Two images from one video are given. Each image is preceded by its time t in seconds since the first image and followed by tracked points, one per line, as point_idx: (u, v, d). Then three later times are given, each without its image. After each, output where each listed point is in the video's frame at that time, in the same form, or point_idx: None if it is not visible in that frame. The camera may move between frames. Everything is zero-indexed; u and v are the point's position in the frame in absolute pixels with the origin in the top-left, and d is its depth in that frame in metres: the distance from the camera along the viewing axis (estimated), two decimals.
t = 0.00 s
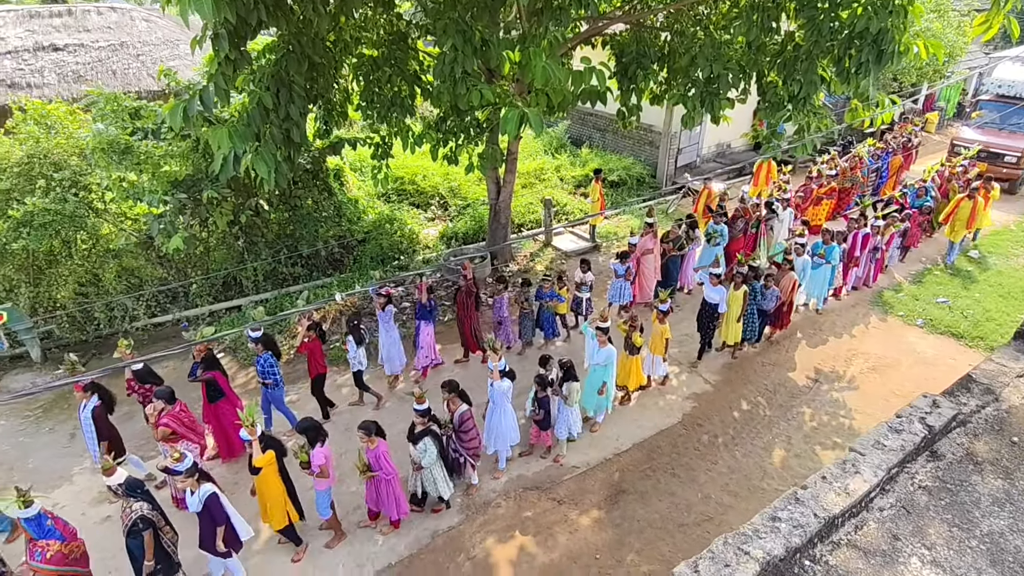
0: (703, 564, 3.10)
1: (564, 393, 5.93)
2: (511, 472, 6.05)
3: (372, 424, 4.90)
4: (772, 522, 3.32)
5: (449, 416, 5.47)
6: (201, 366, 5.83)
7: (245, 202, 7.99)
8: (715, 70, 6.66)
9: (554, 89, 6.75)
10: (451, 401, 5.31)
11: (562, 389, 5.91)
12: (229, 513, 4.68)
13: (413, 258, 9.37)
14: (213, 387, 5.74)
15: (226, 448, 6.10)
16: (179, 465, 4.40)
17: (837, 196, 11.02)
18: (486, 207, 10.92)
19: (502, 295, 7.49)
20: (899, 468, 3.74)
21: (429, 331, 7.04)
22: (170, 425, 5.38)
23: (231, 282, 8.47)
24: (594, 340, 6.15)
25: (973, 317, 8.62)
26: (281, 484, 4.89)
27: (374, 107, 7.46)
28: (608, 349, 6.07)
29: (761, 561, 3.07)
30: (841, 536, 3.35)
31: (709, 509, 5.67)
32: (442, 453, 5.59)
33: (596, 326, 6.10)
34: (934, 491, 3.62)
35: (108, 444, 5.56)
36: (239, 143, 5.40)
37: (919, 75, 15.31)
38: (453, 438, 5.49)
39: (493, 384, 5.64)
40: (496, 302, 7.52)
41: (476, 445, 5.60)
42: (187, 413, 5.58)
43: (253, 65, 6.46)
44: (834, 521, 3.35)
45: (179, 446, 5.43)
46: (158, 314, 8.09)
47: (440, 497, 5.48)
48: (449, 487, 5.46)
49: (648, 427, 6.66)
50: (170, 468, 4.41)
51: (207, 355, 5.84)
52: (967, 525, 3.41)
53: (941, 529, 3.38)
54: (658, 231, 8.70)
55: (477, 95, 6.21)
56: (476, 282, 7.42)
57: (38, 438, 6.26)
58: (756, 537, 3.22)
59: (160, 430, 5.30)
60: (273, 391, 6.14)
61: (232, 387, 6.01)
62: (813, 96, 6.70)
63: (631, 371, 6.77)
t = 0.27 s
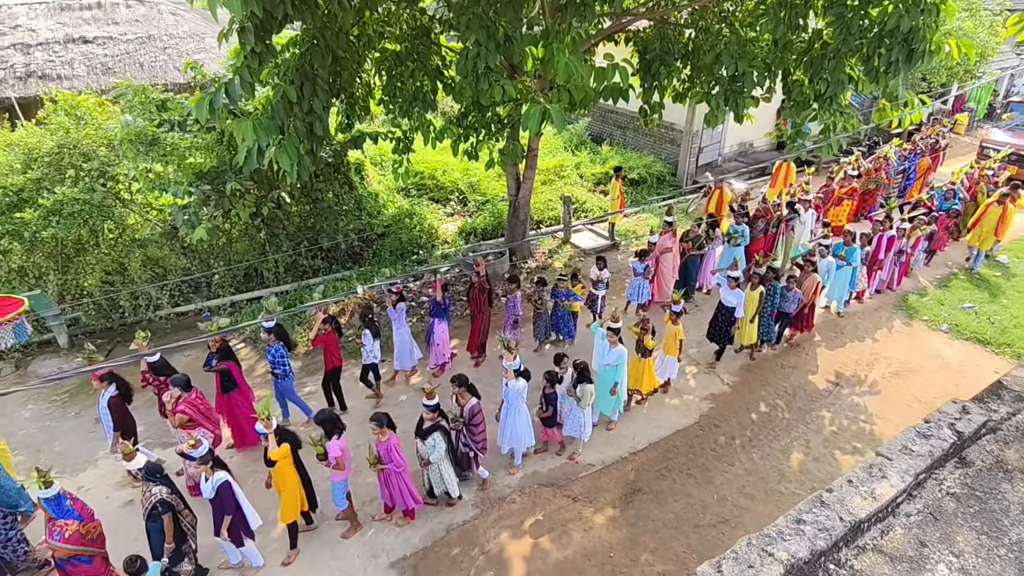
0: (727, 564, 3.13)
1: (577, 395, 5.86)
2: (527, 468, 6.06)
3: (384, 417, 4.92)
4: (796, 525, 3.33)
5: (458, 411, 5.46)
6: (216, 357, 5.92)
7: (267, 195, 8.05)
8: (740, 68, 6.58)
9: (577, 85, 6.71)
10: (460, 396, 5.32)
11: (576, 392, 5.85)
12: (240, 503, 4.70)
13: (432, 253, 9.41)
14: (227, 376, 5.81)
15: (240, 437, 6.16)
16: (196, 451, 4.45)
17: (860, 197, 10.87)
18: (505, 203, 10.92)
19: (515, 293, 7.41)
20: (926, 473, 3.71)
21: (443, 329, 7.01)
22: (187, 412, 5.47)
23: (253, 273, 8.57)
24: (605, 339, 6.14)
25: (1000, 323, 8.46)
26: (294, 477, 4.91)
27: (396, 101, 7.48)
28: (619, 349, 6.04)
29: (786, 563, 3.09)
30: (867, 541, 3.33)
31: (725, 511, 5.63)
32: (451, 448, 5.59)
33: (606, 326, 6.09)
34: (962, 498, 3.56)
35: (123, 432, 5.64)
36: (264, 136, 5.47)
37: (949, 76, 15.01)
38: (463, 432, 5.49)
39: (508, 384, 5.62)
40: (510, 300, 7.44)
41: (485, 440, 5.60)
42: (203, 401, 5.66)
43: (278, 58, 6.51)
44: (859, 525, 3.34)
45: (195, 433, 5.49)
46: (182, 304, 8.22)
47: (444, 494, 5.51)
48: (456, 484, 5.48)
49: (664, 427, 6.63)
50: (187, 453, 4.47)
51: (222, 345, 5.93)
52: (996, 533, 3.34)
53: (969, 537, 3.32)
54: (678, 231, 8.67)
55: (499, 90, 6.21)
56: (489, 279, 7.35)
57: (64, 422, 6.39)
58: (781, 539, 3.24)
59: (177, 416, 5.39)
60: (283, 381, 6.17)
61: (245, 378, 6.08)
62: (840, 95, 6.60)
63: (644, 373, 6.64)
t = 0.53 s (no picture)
0: (755, 564, 3.12)
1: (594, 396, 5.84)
2: (544, 464, 6.07)
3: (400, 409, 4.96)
4: (827, 528, 3.29)
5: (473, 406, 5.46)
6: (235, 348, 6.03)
7: (292, 187, 8.10)
8: (769, 68, 6.51)
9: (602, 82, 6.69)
10: (475, 391, 5.32)
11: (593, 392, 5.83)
12: (252, 492, 4.73)
13: (453, 248, 9.45)
14: (246, 366, 5.90)
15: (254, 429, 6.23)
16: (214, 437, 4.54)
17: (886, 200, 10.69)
18: (527, 199, 10.92)
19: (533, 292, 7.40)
20: (959, 480, 3.64)
21: (462, 325, 7.07)
22: (206, 400, 5.55)
23: (276, 265, 8.68)
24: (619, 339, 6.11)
25: None
26: (308, 475, 4.95)
27: (422, 96, 7.50)
28: (633, 347, 6.04)
29: (815, 566, 3.07)
30: (897, 547, 3.30)
31: (743, 514, 5.59)
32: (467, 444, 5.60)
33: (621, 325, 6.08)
34: (995, 507, 3.50)
35: (146, 419, 5.74)
36: (292, 129, 5.56)
37: (983, 78, 14.68)
38: (479, 426, 5.47)
39: (526, 383, 5.62)
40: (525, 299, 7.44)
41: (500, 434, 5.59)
42: (222, 390, 5.75)
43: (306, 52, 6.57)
44: (891, 531, 3.30)
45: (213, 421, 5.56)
46: (207, 293, 8.36)
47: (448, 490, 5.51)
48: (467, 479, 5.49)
49: (683, 427, 6.60)
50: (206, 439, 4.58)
51: (241, 336, 6.04)
52: None
53: (1002, 546, 3.27)
54: (701, 230, 8.62)
55: (525, 87, 6.21)
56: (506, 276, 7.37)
57: (93, 406, 6.53)
58: (811, 542, 3.21)
59: (197, 403, 5.46)
60: (298, 372, 6.21)
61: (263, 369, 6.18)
62: (870, 95, 6.50)
63: (656, 376, 6.59)
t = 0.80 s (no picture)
0: (787, 567, 3.26)
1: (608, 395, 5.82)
2: (562, 461, 6.07)
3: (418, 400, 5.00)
4: (859, 533, 3.44)
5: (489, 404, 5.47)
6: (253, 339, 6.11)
7: (318, 180, 8.12)
8: (800, 67, 6.41)
9: (629, 79, 6.64)
10: (492, 390, 5.33)
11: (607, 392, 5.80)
12: (270, 479, 4.81)
13: (476, 244, 9.47)
14: (265, 357, 5.97)
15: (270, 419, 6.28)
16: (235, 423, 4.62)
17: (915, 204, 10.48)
18: (549, 196, 10.89)
19: (548, 290, 7.35)
20: (991, 491, 3.89)
21: (479, 321, 7.12)
22: (228, 391, 5.58)
23: (300, 257, 8.77)
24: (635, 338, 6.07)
25: None
26: (323, 473, 4.96)
27: (448, 91, 7.51)
28: (650, 347, 5.98)
29: (849, 571, 3.22)
30: (929, 555, 3.52)
31: (762, 517, 5.54)
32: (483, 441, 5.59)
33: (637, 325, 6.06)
34: None
35: (166, 406, 5.86)
36: (320, 122, 5.62)
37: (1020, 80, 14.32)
38: (495, 426, 5.46)
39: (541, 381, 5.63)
40: (540, 297, 7.40)
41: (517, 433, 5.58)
42: (244, 381, 5.80)
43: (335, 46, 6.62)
44: (924, 539, 3.50)
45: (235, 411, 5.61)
46: (232, 283, 8.48)
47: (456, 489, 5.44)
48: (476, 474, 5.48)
49: (703, 428, 6.55)
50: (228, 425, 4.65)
51: (259, 327, 6.11)
52: None
53: None
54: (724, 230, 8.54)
55: (552, 83, 6.19)
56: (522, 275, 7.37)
57: (122, 390, 6.68)
58: (843, 547, 3.35)
59: (219, 393, 5.50)
60: (319, 363, 6.29)
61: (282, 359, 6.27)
62: (904, 96, 6.38)
63: (668, 379, 6.48)
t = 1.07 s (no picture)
0: (816, 573, 3.23)
1: (615, 390, 5.81)
2: (580, 459, 6.06)
3: (437, 394, 5.01)
4: (892, 542, 3.40)
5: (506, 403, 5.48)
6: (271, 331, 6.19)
7: (343, 172, 8.17)
8: (832, 66, 6.30)
9: (656, 77, 6.58)
10: (510, 389, 5.33)
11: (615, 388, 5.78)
12: (290, 467, 4.90)
13: (497, 239, 9.47)
14: (280, 349, 6.07)
15: (287, 409, 6.37)
16: (252, 413, 4.66)
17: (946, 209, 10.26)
18: (572, 193, 10.85)
19: (562, 287, 7.29)
20: None
21: (491, 316, 7.11)
22: (250, 379, 5.69)
23: (324, 248, 8.84)
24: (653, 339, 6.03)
25: None
26: (338, 469, 4.96)
27: (474, 86, 7.50)
28: (667, 348, 5.94)
29: None
30: (963, 566, 3.47)
31: (782, 522, 5.48)
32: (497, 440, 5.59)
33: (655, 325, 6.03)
34: None
35: (183, 392, 5.94)
36: (347, 115, 5.67)
37: None
38: (510, 425, 5.48)
39: (554, 378, 5.61)
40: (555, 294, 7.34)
41: (531, 433, 5.57)
42: (265, 370, 5.88)
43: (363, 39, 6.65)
44: (957, 550, 3.44)
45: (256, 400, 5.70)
46: (257, 272, 8.58)
47: (473, 483, 5.42)
48: (488, 471, 5.46)
49: (723, 430, 6.49)
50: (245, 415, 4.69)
51: (276, 320, 6.20)
52: None
53: None
54: (748, 231, 8.43)
55: (578, 80, 6.16)
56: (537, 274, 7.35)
57: (149, 374, 6.81)
58: (874, 555, 3.30)
59: (241, 381, 5.60)
60: (334, 356, 6.34)
61: (297, 353, 6.34)
62: (939, 98, 6.24)
63: (681, 380, 6.41)
